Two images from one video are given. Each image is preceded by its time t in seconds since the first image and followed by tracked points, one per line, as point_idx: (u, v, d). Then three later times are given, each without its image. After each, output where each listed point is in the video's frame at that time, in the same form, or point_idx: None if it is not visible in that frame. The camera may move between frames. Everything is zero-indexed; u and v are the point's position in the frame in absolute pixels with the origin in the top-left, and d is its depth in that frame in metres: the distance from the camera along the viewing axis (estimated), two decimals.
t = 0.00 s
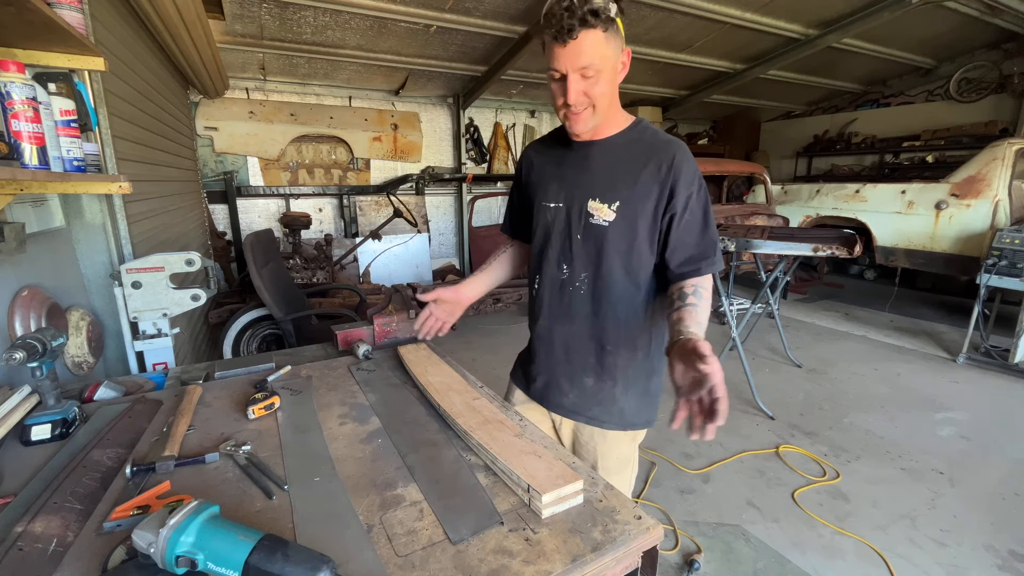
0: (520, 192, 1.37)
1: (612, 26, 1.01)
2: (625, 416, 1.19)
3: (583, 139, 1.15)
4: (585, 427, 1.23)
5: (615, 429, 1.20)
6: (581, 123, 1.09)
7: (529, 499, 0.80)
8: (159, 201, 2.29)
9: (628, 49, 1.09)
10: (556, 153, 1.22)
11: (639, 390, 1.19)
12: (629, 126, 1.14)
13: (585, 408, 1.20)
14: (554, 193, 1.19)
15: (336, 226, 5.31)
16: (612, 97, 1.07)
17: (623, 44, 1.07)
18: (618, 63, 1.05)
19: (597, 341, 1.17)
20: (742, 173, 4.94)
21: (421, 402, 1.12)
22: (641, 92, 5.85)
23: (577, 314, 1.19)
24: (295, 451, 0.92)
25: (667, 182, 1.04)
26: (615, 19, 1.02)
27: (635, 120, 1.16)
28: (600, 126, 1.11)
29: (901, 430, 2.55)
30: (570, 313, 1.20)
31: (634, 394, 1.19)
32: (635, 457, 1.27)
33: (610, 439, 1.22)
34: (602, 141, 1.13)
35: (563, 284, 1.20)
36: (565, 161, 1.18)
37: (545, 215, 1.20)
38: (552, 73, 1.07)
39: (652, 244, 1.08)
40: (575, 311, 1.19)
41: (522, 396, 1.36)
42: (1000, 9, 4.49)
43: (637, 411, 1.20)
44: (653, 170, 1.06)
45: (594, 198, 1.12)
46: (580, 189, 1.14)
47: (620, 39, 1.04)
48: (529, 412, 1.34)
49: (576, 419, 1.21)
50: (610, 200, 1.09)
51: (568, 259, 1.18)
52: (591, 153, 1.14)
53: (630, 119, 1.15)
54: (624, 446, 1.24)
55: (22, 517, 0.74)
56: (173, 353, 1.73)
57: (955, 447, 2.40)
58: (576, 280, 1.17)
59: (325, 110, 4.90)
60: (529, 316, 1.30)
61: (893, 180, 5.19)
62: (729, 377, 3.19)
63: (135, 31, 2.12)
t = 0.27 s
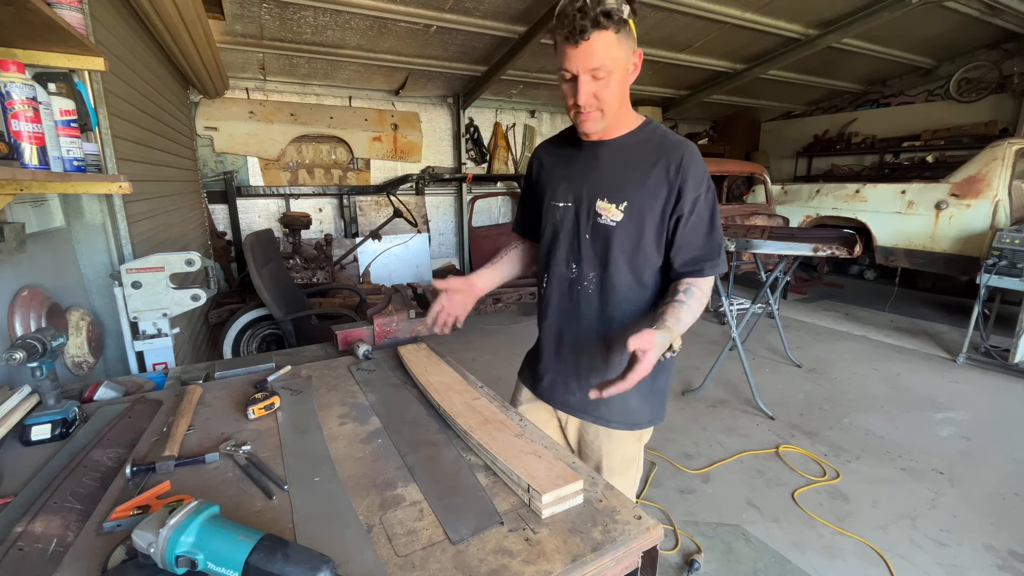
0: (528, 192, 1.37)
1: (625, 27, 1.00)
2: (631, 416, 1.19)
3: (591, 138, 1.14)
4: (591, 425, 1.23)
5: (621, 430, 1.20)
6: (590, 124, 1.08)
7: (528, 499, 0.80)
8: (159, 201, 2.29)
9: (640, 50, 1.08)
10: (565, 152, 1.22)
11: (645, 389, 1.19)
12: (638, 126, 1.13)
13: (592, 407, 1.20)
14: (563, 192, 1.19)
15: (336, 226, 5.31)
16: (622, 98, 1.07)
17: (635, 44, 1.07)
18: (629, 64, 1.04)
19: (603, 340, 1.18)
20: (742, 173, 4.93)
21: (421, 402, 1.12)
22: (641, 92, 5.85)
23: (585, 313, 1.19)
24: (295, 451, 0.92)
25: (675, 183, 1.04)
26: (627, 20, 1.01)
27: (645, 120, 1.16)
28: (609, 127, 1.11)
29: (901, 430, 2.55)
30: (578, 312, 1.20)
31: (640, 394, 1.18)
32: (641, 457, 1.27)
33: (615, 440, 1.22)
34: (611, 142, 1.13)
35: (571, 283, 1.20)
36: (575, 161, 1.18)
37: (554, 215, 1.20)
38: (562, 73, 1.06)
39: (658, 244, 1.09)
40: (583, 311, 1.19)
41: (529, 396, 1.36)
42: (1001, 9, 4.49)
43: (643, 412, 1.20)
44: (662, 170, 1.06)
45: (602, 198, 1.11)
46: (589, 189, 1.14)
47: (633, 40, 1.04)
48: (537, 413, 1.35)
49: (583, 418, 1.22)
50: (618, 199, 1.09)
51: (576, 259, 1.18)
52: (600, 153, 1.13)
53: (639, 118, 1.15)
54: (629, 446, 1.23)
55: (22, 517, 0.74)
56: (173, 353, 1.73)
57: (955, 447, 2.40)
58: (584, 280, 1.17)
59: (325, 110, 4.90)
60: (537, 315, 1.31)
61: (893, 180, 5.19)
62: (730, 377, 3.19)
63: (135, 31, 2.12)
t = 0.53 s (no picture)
0: (536, 193, 1.37)
1: (629, 35, 0.99)
2: (638, 416, 1.19)
3: (599, 142, 1.15)
4: (597, 425, 1.24)
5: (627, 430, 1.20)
6: (596, 132, 1.09)
7: (529, 499, 0.80)
8: (159, 201, 2.29)
9: (645, 54, 1.07)
10: (573, 153, 1.22)
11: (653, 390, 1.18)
12: (646, 127, 1.13)
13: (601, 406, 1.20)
14: (571, 193, 1.19)
15: (336, 226, 5.31)
16: (627, 105, 1.07)
17: (641, 49, 1.05)
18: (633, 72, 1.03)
19: (612, 339, 1.18)
20: (742, 173, 4.93)
21: (421, 402, 1.12)
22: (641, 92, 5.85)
23: (593, 313, 1.20)
24: (295, 451, 0.92)
25: (683, 182, 1.04)
26: (632, 28, 1.00)
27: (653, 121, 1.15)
28: (616, 131, 1.11)
29: (901, 430, 2.55)
30: (585, 312, 1.21)
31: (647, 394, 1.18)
32: (646, 457, 1.27)
33: (621, 439, 1.22)
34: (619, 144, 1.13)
35: (580, 283, 1.21)
36: (582, 161, 1.18)
37: (562, 215, 1.21)
38: (568, 82, 1.06)
39: (667, 243, 1.08)
40: (591, 310, 1.19)
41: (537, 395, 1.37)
42: (1001, 9, 4.49)
43: (650, 411, 1.19)
44: (669, 170, 1.05)
45: (610, 198, 1.12)
46: (596, 189, 1.14)
47: (637, 47, 1.02)
48: (544, 412, 1.36)
49: (590, 417, 1.22)
50: (625, 200, 1.09)
51: (584, 259, 1.19)
52: (607, 155, 1.13)
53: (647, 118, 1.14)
54: (634, 446, 1.24)
55: (22, 517, 0.74)
56: (173, 352, 1.73)
57: (955, 447, 2.40)
58: (593, 279, 1.18)
59: (325, 110, 4.90)
60: (546, 315, 1.32)
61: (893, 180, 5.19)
62: (729, 377, 3.19)
63: (135, 32, 2.12)
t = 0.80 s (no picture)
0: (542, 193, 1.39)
1: (624, 33, 0.99)
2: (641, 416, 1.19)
3: (601, 141, 1.14)
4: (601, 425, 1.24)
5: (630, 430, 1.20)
6: (594, 129, 1.09)
7: (529, 499, 0.80)
8: (159, 201, 2.29)
9: (645, 54, 1.06)
10: (577, 154, 1.23)
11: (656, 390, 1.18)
12: (648, 127, 1.12)
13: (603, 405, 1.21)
14: (574, 194, 1.20)
15: (336, 226, 5.31)
16: (625, 103, 1.06)
17: (640, 49, 1.05)
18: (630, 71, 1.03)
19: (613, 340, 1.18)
20: (742, 173, 4.93)
21: (421, 402, 1.12)
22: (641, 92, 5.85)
23: (593, 314, 1.19)
24: (295, 451, 0.92)
25: (684, 184, 1.03)
26: (628, 26, 0.99)
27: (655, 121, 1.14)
28: (615, 130, 1.10)
29: (901, 430, 2.55)
30: (586, 312, 1.21)
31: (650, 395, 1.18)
32: (650, 456, 1.26)
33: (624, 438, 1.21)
34: (620, 142, 1.12)
35: (581, 283, 1.21)
36: (585, 162, 1.19)
37: (565, 216, 1.22)
38: (565, 80, 1.07)
39: (668, 246, 1.08)
40: (592, 311, 1.19)
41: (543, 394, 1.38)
42: (1001, 9, 4.49)
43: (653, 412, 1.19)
44: (670, 171, 1.05)
45: (611, 199, 1.12)
46: (598, 190, 1.14)
47: (635, 45, 1.02)
48: (548, 410, 1.36)
49: (593, 417, 1.23)
50: (625, 202, 1.09)
51: (585, 259, 1.19)
52: (609, 155, 1.13)
53: (648, 121, 1.13)
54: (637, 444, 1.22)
55: (22, 517, 0.74)
56: (173, 353, 1.73)
57: (955, 447, 2.40)
58: (593, 280, 1.18)
59: (325, 110, 4.90)
60: (549, 315, 1.32)
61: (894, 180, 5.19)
62: (729, 377, 3.20)
63: (135, 31, 2.12)
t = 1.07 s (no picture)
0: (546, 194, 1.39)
1: (621, 34, 0.99)
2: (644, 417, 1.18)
3: (604, 142, 1.15)
4: (604, 425, 1.24)
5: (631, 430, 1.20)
6: (594, 130, 1.09)
7: (528, 499, 0.80)
8: (159, 201, 2.29)
9: (645, 54, 1.05)
10: (580, 156, 1.23)
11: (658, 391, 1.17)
12: (650, 128, 1.12)
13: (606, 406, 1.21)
14: (576, 195, 1.20)
15: (336, 226, 5.31)
16: (625, 104, 1.05)
17: (639, 50, 1.04)
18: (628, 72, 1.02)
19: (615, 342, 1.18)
20: (742, 173, 4.93)
21: (421, 402, 1.12)
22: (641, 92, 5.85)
23: (595, 315, 1.19)
24: (295, 451, 0.92)
25: (685, 186, 1.03)
26: (625, 27, 0.99)
27: (658, 121, 1.13)
28: (616, 131, 1.10)
29: (902, 430, 2.55)
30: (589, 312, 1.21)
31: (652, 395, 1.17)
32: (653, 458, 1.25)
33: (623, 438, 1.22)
34: (622, 142, 1.12)
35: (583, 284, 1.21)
36: (587, 164, 1.19)
37: (568, 218, 1.23)
38: (564, 82, 1.07)
39: (671, 248, 1.08)
40: (594, 312, 1.20)
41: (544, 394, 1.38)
42: (1001, 9, 4.49)
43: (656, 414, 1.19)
44: (671, 172, 1.05)
45: (613, 201, 1.12)
46: (600, 191, 1.15)
47: (633, 46, 1.01)
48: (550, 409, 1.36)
49: (595, 418, 1.23)
50: (627, 203, 1.10)
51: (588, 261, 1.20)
52: (611, 156, 1.14)
53: (649, 121, 1.12)
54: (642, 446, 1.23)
55: (22, 517, 0.74)
56: (174, 352, 1.73)
57: (955, 447, 2.40)
58: (595, 282, 1.18)
59: (325, 110, 4.90)
60: (553, 315, 1.33)
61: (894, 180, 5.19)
62: (729, 377, 3.20)
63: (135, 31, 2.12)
